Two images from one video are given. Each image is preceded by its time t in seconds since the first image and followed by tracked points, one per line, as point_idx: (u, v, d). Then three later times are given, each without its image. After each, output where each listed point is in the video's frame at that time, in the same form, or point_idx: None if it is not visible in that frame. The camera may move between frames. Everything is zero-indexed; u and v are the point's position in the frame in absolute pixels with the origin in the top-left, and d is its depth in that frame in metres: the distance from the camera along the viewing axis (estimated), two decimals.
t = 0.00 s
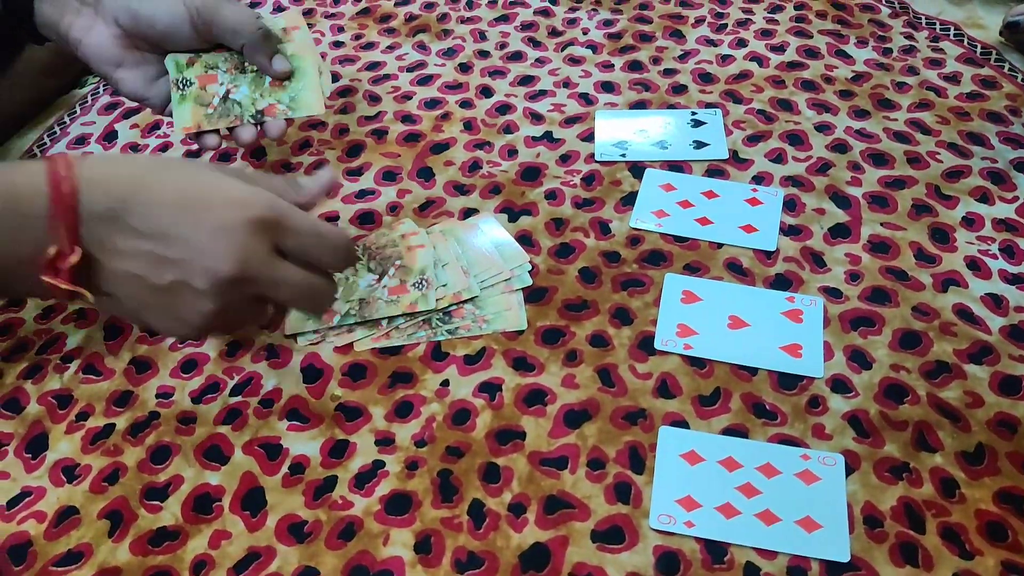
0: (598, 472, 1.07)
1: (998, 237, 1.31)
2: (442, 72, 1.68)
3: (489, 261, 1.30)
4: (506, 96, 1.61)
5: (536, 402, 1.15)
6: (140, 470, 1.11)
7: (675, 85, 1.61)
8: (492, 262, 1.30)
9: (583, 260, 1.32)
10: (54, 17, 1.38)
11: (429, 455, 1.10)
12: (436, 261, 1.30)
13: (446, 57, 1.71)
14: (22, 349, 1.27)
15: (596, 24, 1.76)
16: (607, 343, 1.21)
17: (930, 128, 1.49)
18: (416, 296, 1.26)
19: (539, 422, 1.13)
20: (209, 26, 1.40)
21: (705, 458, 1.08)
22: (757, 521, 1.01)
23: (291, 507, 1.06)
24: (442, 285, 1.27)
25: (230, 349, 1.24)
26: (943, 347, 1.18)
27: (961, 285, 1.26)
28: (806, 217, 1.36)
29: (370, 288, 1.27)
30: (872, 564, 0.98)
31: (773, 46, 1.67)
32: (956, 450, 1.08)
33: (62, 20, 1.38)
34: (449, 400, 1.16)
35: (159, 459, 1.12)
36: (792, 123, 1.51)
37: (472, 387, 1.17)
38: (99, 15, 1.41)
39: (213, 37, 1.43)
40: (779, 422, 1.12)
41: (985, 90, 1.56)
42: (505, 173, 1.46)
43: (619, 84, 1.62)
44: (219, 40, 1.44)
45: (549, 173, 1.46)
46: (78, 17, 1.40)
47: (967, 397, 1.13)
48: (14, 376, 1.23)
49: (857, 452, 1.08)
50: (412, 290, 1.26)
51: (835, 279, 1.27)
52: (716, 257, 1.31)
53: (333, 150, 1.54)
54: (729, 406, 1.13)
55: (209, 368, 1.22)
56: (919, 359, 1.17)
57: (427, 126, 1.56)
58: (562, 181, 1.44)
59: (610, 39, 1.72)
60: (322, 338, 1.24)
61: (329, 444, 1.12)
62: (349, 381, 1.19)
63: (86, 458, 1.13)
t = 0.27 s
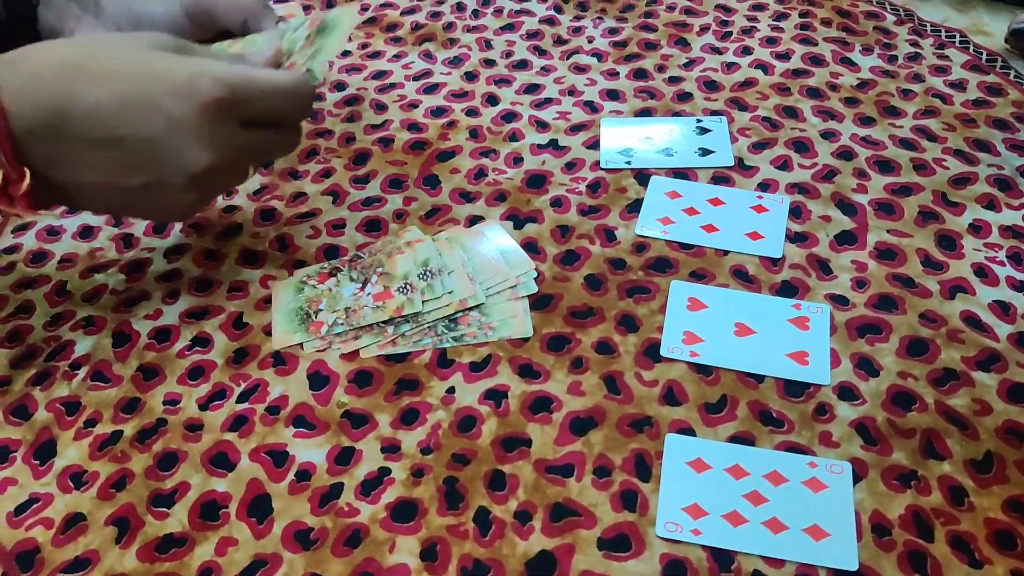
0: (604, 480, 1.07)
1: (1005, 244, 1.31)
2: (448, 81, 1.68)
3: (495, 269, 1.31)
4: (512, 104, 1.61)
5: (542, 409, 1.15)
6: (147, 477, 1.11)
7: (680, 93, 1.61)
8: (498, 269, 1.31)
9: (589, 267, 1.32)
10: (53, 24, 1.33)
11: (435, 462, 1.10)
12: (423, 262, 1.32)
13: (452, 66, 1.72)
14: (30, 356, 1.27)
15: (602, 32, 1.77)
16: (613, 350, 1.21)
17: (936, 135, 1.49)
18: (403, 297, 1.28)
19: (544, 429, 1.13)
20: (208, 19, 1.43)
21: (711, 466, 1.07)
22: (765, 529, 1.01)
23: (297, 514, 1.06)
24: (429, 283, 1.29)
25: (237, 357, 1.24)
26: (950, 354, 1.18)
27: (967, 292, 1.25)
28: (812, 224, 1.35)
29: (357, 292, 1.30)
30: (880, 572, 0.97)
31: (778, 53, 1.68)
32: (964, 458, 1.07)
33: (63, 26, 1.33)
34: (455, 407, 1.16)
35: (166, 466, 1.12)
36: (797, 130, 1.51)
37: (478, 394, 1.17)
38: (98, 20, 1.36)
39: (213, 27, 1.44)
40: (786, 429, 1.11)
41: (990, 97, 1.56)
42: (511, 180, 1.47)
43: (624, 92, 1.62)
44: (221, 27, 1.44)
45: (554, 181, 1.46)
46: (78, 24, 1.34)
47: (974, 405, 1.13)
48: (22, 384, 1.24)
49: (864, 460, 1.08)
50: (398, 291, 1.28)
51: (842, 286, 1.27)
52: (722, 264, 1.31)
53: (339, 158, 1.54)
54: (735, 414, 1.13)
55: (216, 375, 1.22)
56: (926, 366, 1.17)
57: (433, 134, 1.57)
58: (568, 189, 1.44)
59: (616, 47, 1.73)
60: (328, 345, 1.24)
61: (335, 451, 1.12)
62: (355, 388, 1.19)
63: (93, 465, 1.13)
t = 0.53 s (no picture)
0: (606, 486, 1.07)
1: (1006, 249, 1.31)
2: (450, 86, 1.69)
3: (496, 274, 1.30)
4: (514, 109, 1.62)
5: (544, 415, 1.15)
6: (148, 483, 1.11)
7: (683, 99, 1.62)
8: (500, 274, 1.30)
9: (591, 273, 1.32)
10: (61, 35, 1.44)
11: (437, 468, 1.10)
12: (422, 264, 1.30)
13: (455, 72, 1.72)
14: (31, 361, 1.27)
15: (604, 38, 1.77)
16: (615, 355, 1.21)
17: (938, 140, 1.49)
18: (401, 298, 1.25)
19: (546, 434, 1.13)
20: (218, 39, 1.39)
21: (713, 471, 1.07)
22: (766, 535, 1.01)
23: (298, 520, 1.06)
24: (425, 284, 1.27)
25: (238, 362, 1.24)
26: (952, 359, 1.18)
27: (969, 298, 1.25)
28: (814, 229, 1.36)
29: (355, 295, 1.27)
30: None
31: (780, 59, 1.68)
32: (966, 463, 1.07)
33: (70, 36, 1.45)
34: (457, 413, 1.16)
35: (167, 472, 1.12)
36: (800, 136, 1.51)
37: (480, 400, 1.17)
38: (106, 32, 1.45)
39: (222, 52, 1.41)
40: (788, 435, 1.11)
41: (992, 103, 1.56)
42: (513, 186, 1.47)
43: (627, 97, 1.63)
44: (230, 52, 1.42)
45: (556, 186, 1.46)
46: (86, 35, 1.45)
47: (976, 410, 1.12)
48: (23, 389, 1.23)
49: (866, 465, 1.07)
50: (396, 292, 1.25)
51: (844, 292, 1.27)
52: (724, 270, 1.31)
53: (342, 163, 1.54)
54: (737, 419, 1.13)
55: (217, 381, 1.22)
56: (928, 371, 1.17)
57: (435, 140, 1.57)
58: (570, 195, 1.45)
59: (618, 53, 1.73)
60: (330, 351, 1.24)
61: (336, 456, 1.12)
62: (357, 394, 1.19)
63: (94, 470, 1.13)
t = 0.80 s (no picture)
0: (602, 485, 1.07)
1: (1001, 249, 1.32)
2: (447, 84, 1.68)
3: (494, 273, 1.31)
4: (511, 107, 1.61)
5: (540, 414, 1.15)
6: (142, 483, 1.10)
7: (680, 98, 1.61)
8: (497, 274, 1.31)
9: (588, 272, 1.32)
10: (41, 29, 1.36)
11: (433, 467, 1.10)
12: (407, 261, 1.32)
13: (452, 69, 1.71)
14: (23, 361, 1.26)
15: (602, 36, 1.77)
16: (611, 355, 1.21)
17: (934, 140, 1.49)
18: (388, 296, 1.27)
19: (543, 434, 1.13)
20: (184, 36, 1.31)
21: (709, 469, 1.07)
22: (761, 532, 1.01)
23: (294, 519, 1.06)
24: (411, 282, 1.29)
25: (233, 361, 1.24)
26: (947, 359, 1.18)
27: (964, 297, 1.26)
28: (811, 229, 1.36)
29: (340, 293, 1.30)
30: None
31: (778, 58, 1.68)
32: (959, 461, 1.08)
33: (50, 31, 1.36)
34: (453, 412, 1.16)
35: (161, 472, 1.11)
36: (797, 136, 1.51)
37: (476, 399, 1.17)
38: (86, 30, 1.36)
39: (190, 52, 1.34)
40: (783, 434, 1.11)
41: (988, 103, 1.56)
42: (510, 184, 1.46)
43: (624, 96, 1.62)
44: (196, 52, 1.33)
45: (553, 185, 1.46)
46: (65, 31, 1.35)
47: (970, 409, 1.13)
48: (15, 389, 1.22)
49: (861, 464, 1.08)
50: (382, 291, 1.28)
51: (839, 291, 1.27)
52: (721, 269, 1.31)
53: (337, 161, 1.54)
54: (733, 418, 1.13)
55: (212, 380, 1.21)
56: (923, 370, 1.17)
57: (432, 137, 1.56)
58: (567, 194, 1.44)
59: (616, 51, 1.72)
60: (326, 350, 1.23)
61: (332, 456, 1.12)
62: (352, 393, 1.19)
63: (87, 471, 1.12)
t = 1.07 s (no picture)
0: (599, 487, 1.07)
1: (999, 252, 1.32)
2: (446, 86, 1.68)
3: (492, 275, 1.31)
4: (510, 110, 1.61)
5: (538, 416, 1.15)
6: (140, 484, 1.10)
7: (679, 101, 1.62)
8: (495, 276, 1.31)
9: (586, 274, 1.32)
10: (56, 29, 1.44)
11: (431, 469, 1.10)
12: (405, 263, 1.32)
13: (450, 72, 1.71)
14: (22, 362, 1.26)
15: (600, 39, 1.77)
16: (609, 357, 1.21)
17: (932, 143, 1.50)
18: (387, 298, 1.28)
19: (540, 436, 1.13)
20: (218, 17, 1.43)
21: (706, 472, 1.07)
22: (759, 535, 1.01)
23: (291, 521, 1.06)
24: (410, 285, 1.29)
25: (231, 363, 1.24)
26: (944, 362, 1.18)
27: (962, 300, 1.26)
28: (808, 231, 1.36)
29: (339, 295, 1.29)
30: None
31: (776, 62, 1.68)
32: (957, 464, 1.08)
33: (64, 31, 1.43)
34: (451, 414, 1.16)
35: (159, 473, 1.11)
36: (795, 139, 1.51)
37: (474, 401, 1.17)
38: (100, 24, 1.43)
39: (218, 31, 1.45)
40: (781, 436, 1.11)
41: (986, 107, 1.56)
42: (508, 187, 1.46)
43: (623, 99, 1.62)
44: (229, 29, 1.45)
45: (552, 188, 1.46)
46: (79, 28, 1.43)
47: (967, 412, 1.13)
48: (14, 390, 1.23)
49: (858, 467, 1.08)
50: (381, 292, 1.29)
51: (837, 294, 1.27)
52: (719, 272, 1.31)
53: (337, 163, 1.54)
54: (731, 421, 1.13)
55: (210, 382, 1.21)
56: (921, 373, 1.17)
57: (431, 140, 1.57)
58: (566, 196, 1.44)
59: (614, 54, 1.73)
60: (324, 352, 1.24)
61: (330, 457, 1.12)
62: (350, 395, 1.19)
63: (85, 472, 1.12)
